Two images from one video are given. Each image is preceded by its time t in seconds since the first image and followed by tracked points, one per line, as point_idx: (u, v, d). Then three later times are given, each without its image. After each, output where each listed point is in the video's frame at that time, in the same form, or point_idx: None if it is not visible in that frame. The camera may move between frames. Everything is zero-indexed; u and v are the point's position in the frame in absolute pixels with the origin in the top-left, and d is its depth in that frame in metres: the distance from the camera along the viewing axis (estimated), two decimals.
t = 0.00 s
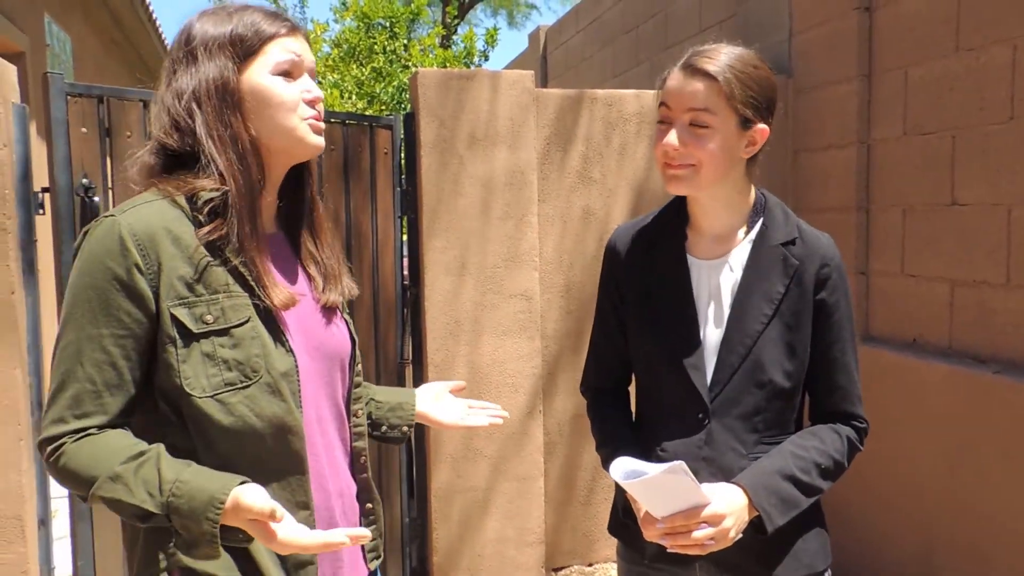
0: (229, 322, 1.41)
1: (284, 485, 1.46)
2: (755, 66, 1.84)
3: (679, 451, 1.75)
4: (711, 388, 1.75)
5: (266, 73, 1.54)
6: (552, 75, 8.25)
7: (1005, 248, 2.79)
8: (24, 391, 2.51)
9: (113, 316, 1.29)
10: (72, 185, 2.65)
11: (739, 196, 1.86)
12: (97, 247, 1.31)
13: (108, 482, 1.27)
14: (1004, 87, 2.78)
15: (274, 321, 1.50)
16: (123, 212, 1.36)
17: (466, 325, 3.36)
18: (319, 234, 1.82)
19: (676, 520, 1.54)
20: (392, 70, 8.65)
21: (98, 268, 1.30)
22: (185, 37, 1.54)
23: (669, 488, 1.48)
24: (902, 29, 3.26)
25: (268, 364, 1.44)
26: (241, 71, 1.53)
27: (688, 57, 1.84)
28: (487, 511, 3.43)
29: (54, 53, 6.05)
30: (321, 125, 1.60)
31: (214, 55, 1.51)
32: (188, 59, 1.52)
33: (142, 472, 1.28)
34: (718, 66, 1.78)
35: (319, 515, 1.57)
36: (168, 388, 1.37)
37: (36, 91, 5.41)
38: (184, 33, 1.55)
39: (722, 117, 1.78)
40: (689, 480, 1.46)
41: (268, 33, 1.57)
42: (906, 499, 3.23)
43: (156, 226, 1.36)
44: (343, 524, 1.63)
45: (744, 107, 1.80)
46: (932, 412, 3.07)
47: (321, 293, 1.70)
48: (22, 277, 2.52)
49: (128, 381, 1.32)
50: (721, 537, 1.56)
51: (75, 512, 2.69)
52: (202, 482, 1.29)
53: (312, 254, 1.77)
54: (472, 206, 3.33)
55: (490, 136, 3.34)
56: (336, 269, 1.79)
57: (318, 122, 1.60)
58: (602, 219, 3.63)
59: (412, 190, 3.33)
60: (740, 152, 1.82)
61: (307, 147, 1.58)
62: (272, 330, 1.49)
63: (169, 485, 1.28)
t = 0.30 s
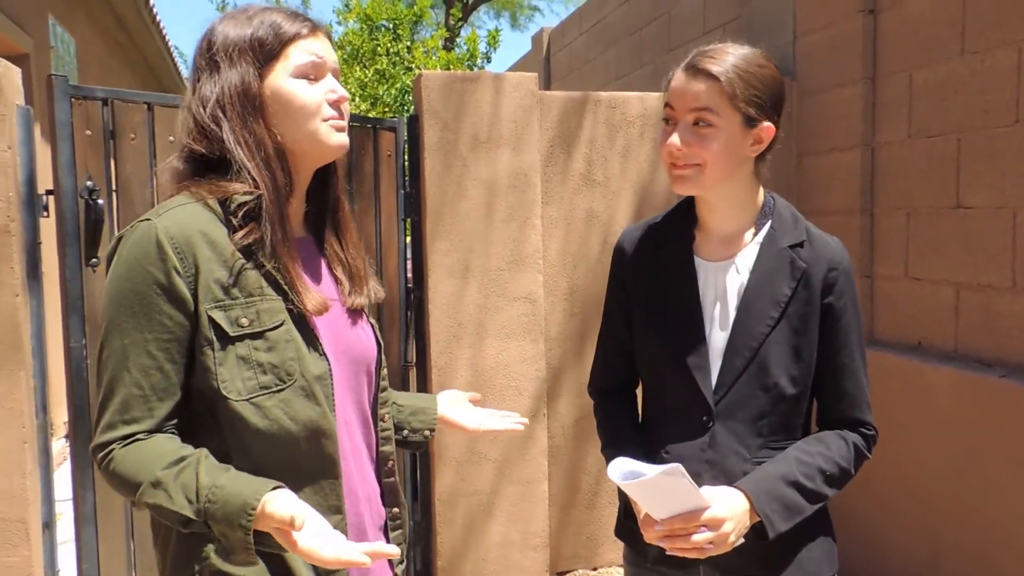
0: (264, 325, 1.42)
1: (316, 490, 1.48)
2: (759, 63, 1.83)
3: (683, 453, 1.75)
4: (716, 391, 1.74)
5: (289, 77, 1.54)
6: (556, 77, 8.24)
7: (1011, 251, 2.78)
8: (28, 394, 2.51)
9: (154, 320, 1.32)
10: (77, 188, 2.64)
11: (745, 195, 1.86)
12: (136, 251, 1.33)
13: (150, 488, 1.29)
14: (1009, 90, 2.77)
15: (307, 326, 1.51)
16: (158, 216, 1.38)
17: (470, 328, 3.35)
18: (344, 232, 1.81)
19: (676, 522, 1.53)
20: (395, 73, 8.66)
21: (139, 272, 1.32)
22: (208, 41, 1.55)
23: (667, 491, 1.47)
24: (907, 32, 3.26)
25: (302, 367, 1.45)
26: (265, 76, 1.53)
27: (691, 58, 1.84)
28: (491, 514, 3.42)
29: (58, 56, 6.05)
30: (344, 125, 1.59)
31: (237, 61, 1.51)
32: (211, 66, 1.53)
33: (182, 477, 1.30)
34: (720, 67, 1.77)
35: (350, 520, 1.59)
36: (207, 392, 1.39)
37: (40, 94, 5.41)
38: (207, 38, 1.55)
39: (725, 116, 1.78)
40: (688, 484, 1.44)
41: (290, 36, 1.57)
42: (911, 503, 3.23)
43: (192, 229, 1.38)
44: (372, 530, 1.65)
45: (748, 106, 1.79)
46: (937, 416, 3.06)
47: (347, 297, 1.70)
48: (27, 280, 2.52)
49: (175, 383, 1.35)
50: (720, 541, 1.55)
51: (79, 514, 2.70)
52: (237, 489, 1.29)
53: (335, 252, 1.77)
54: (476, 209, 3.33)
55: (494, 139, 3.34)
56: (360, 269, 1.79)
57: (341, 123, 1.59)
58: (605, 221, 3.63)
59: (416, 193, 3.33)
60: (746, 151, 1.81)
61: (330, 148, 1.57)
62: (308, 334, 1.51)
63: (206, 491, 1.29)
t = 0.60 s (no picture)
0: (286, 331, 1.43)
1: (337, 499, 1.49)
2: (757, 66, 1.81)
3: (688, 458, 1.75)
4: (721, 395, 1.74)
5: (337, 83, 1.56)
6: (559, 79, 8.23)
7: (1018, 252, 2.76)
8: (32, 396, 2.51)
9: (178, 327, 1.31)
10: (82, 192, 2.64)
11: (749, 195, 1.84)
12: (159, 258, 1.32)
13: (163, 499, 1.28)
14: (1015, 90, 2.75)
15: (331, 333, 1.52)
16: (180, 221, 1.37)
17: (474, 330, 3.35)
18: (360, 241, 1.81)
19: (677, 528, 1.52)
20: (399, 74, 8.70)
21: (162, 279, 1.31)
22: (253, 39, 1.54)
23: (669, 497, 1.46)
24: (912, 33, 3.24)
25: (325, 374, 1.46)
26: (317, 78, 1.54)
27: (687, 65, 1.84)
28: (495, 517, 3.41)
29: (63, 58, 6.06)
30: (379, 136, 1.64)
31: (292, 62, 1.51)
32: (261, 62, 1.51)
33: (194, 489, 1.28)
34: (717, 73, 1.76)
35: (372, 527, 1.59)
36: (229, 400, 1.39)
37: (45, 97, 5.42)
38: (249, 38, 1.54)
39: (724, 120, 1.77)
40: (689, 492, 1.43)
41: (336, 44, 1.58)
42: (917, 506, 3.21)
43: (216, 235, 1.38)
44: (394, 537, 1.66)
45: (746, 109, 1.77)
46: (944, 419, 3.05)
47: (366, 302, 1.70)
48: (31, 282, 2.53)
49: (198, 390, 1.34)
50: (723, 548, 1.54)
51: (83, 518, 2.71)
52: (246, 504, 1.27)
53: (359, 266, 1.78)
54: (480, 211, 3.33)
55: (498, 141, 3.33)
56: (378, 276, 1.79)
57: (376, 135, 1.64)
58: (609, 223, 3.62)
59: (420, 196, 3.33)
60: (746, 154, 1.80)
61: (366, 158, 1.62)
62: (329, 340, 1.51)
63: (215, 504, 1.27)
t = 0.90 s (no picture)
0: (311, 342, 1.43)
1: (364, 507, 1.48)
2: (760, 75, 1.81)
3: (687, 467, 1.75)
4: (721, 404, 1.74)
5: (356, 95, 1.56)
6: (561, 83, 8.23)
7: (1019, 259, 2.76)
8: (33, 400, 2.51)
9: (206, 339, 1.32)
10: (83, 196, 2.65)
11: (749, 202, 1.83)
12: (187, 270, 1.33)
13: (205, 513, 1.29)
14: (1017, 97, 2.75)
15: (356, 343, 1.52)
16: (209, 233, 1.38)
17: (475, 335, 3.35)
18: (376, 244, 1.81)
19: (673, 538, 1.52)
20: (401, 79, 8.67)
21: (190, 291, 1.32)
22: (272, 49, 1.53)
23: (663, 507, 1.45)
24: (914, 40, 3.24)
25: (352, 385, 1.46)
26: (337, 90, 1.54)
27: (690, 69, 1.84)
28: (496, 522, 3.41)
29: (66, 62, 6.09)
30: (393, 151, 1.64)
31: (312, 75, 1.52)
32: (282, 74, 1.52)
33: (237, 504, 1.30)
34: (718, 79, 1.76)
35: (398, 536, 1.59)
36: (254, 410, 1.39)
37: (48, 101, 5.44)
38: (268, 47, 1.54)
39: (723, 126, 1.77)
40: (683, 503, 1.43)
41: (354, 55, 1.58)
42: (919, 513, 3.20)
43: (244, 247, 1.39)
44: (419, 545, 1.65)
45: (745, 116, 1.77)
46: (946, 426, 3.04)
47: (386, 308, 1.70)
48: (33, 286, 2.53)
49: (224, 400, 1.35)
50: (718, 558, 1.54)
51: (83, 522, 2.71)
52: (296, 516, 1.30)
53: (376, 269, 1.78)
54: (482, 216, 3.33)
55: (500, 146, 3.33)
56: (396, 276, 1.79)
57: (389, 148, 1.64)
58: (611, 228, 3.62)
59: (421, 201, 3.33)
60: (746, 162, 1.79)
61: (380, 170, 1.60)
62: (355, 349, 1.52)
63: (263, 518, 1.30)
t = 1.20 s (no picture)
0: (324, 344, 1.43)
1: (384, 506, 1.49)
2: (775, 76, 1.81)
3: (686, 470, 1.76)
4: (719, 408, 1.74)
5: (365, 102, 1.56)
6: (562, 85, 8.24)
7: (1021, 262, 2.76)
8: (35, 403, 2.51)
9: (227, 343, 1.33)
10: (85, 199, 2.65)
11: (749, 200, 1.84)
12: (201, 276, 1.33)
13: (268, 505, 1.31)
14: (1018, 100, 2.75)
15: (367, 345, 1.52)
16: (220, 239, 1.39)
17: (477, 338, 3.35)
18: (387, 245, 1.83)
19: (665, 540, 1.52)
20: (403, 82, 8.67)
21: (207, 297, 1.32)
22: (282, 53, 1.54)
23: (652, 509, 1.46)
24: (915, 42, 3.24)
25: (365, 386, 1.46)
26: (345, 97, 1.54)
27: (708, 63, 1.85)
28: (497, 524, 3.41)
29: (67, 64, 6.11)
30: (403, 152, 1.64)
31: (320, 80, 1.52)
32: (290, 80, 1.52)
33: (298, 489, 1.33)
34: (731, 74, 1.77)
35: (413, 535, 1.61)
36: (271, 414, 1.39)
37: (49, 103, 5.44)
38: (278, 51, 1.54)
39: (731, 122, 1.77)
40: (670, 504, 1.43)
41: (365, 61, 1.58)
42: (921, 515, 3.20)
43: (253, 249, 1.40)
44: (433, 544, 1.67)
45: (756, 115, 1.77)
46: (948, 429, 3.04)
47: (398, 310, 1.70)
48: (34, 289, 2.53)
49: (247, 402, 1.35)
50: (710, 562, 1.53)
51: (85, 524, 2.70)
52: (360, 490, 1.37)
53: (386, 269, 1.79)
54: (483, 219, 3.33)
55: (501, 149, 3.34)
56: (407, 278, 1.79)
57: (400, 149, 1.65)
58: (612, 231, 3.62)
59: (422, 203, 3.33)
60: (750, 162, 1.79)
61: (390, 171, 1.61)
62: (366, 350, 1.52)
63: (329, 496, 1.35)
